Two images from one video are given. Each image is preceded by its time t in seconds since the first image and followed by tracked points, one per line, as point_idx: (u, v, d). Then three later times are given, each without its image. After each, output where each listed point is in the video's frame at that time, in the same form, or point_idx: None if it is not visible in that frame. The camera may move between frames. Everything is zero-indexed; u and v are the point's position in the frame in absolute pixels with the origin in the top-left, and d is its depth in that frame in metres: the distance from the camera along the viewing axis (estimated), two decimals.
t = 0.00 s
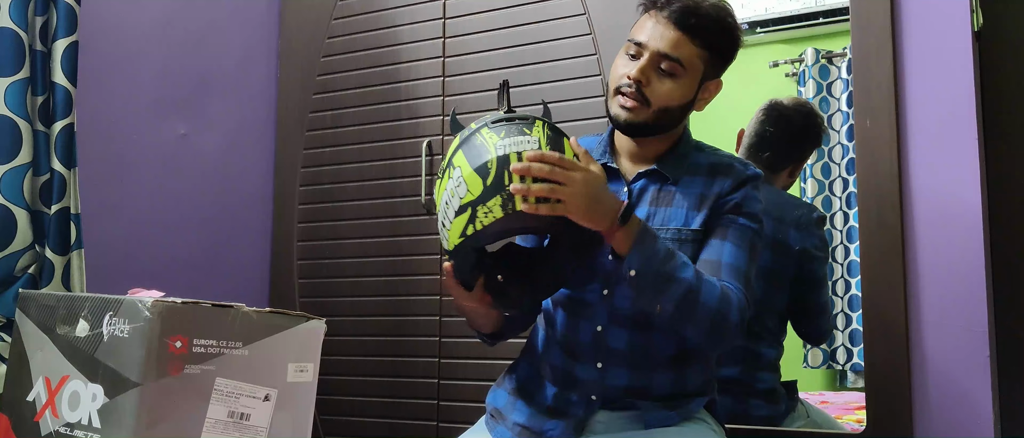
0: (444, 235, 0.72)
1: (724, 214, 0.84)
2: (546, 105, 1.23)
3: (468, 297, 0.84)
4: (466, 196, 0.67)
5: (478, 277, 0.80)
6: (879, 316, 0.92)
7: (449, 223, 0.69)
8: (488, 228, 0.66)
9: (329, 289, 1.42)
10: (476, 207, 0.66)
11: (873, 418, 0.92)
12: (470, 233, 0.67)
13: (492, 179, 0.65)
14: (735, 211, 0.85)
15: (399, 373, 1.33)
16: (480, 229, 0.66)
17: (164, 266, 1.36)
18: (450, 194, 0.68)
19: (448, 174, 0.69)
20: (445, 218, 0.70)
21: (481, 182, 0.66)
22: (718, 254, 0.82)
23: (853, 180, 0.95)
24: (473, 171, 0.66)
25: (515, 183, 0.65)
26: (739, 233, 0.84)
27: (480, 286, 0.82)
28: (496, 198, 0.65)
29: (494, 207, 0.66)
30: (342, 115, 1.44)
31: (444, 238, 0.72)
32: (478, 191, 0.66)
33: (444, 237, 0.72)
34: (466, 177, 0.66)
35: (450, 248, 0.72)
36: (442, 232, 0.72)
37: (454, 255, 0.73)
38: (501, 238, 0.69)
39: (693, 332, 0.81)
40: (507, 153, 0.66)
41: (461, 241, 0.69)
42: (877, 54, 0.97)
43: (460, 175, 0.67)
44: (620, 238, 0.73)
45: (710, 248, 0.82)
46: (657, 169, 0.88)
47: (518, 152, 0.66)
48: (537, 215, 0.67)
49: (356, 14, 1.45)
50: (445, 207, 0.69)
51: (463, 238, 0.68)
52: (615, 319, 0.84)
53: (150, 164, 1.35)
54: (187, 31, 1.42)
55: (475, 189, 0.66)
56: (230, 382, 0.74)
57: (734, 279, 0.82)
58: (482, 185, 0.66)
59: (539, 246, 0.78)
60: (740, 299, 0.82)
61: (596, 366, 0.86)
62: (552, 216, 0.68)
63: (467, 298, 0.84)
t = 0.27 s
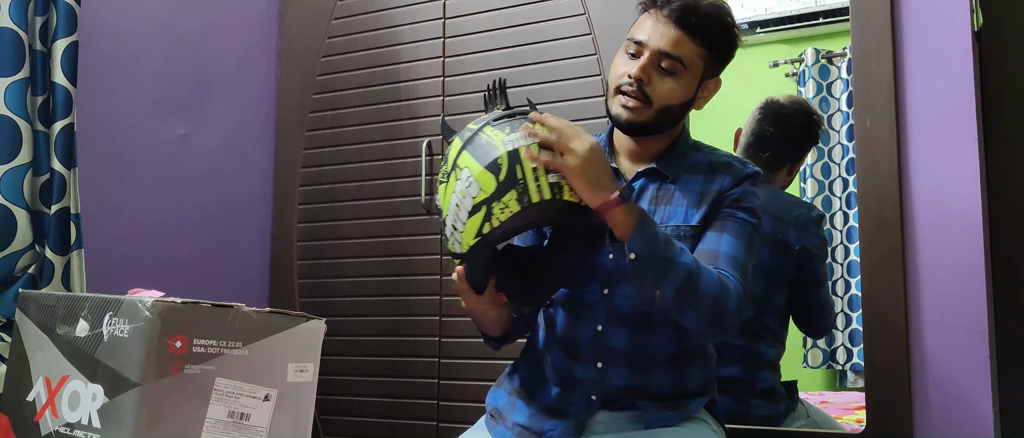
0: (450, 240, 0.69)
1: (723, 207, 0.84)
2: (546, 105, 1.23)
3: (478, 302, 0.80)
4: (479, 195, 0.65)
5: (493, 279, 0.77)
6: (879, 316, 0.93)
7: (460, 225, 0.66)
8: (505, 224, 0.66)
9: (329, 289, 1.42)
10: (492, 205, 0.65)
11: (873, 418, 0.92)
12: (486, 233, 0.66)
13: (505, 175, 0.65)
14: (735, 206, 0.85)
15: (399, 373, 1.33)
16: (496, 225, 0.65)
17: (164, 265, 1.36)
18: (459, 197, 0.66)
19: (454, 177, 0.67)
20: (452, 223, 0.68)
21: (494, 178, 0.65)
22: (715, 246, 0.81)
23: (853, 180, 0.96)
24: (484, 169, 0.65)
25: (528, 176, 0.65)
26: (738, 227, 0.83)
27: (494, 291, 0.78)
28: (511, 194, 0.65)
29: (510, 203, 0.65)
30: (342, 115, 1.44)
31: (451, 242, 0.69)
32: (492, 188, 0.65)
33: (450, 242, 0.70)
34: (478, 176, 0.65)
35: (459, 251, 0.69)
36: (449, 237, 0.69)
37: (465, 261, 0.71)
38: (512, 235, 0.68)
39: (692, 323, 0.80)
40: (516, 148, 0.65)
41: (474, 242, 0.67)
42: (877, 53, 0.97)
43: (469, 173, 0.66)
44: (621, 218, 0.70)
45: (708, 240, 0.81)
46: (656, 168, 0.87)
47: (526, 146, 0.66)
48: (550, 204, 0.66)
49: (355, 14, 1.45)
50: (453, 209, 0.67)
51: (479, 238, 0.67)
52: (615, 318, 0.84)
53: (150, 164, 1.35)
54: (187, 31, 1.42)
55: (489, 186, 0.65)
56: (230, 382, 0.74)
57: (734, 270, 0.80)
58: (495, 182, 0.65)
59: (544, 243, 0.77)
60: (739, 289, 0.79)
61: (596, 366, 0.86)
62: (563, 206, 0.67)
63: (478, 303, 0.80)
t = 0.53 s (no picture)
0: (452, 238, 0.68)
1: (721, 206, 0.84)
2: (546, 105, 1.24)
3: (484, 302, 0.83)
4: (478, 189, 0.64)
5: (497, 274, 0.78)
6: (879, 316, 0.92)
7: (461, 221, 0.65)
8: (505, 217, 0.64)
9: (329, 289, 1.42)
10: (490, 197, 0.64)
11: (873, 419, 0.92)
12: (487, 226, 0.64)
13: (503, 167, 0.64)
14: (733, 204, 0.84)
15: (399, 373, 1.33)
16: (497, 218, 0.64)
17: (164, 266, 1.36)
18: (459, 192, 0.65)
19: (452, 173, 0.66)
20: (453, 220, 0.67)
21: (492, 171, 0.64)
22: (713, 245, 0.80)
23: (853, 180, 0.96)
24: (482, 162, 0.64)
25: (526, 167, 0.64)
26: (736, 225, 0.82)
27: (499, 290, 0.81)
28: (510, 184, 0.63)
29: (510, 194, 0.63)
30: (342, 115, 1.44)
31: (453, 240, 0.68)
32: (490, 181, 0.63)
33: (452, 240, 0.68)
34: (475, 169, 0.64)
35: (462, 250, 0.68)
36: (450, 235, 0.68)
37: (467, 257, 0.70)
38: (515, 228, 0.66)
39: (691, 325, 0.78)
40: (514, 139, 0.65)
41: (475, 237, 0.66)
42: (877, 53, 0.96)
43: (467, 167, 0.65)
44: (621, 206, 0.70)
45: (706, 240, 0.80)
46: (655, 168, 0.88)
47: (523, 136, 0.65)
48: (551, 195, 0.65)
49: (355, 14, 1.45)
50: (453, 205, 0.66)
51: (480, 233, 0.65)
52: (615, 317, 0.86)
53: (150, 164, 1.35)
54: (187, 31, 1.42)
55: (487, 178, 0.63)
56: (230, 382, 0.74)
57: (733, 269, 0.78)
58: (493, 174, 0.64)
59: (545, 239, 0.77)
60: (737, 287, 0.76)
61: (596, 366, 0.86)
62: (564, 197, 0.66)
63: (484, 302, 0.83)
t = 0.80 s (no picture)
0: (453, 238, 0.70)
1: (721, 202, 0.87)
2: (547, 106, 1.24)
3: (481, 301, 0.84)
4: (482, 190, 0.66)
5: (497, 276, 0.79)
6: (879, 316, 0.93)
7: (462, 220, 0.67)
8: (506, 219, 0.66)
9: (329, 289, 1.42)
10: (494, 199, 0.66)
11: (873, 419, 0.92)
12: (488, 227, 0.67)
13: (508, 170, 0.66)
14: (730, 201, 0.88)
15: (399, 373, 1.33)
16: (499, 220, 0.66)
17: (164, 265, 1.36)
18: (463, 191, 0.67)
19: (457, 172, 0.68)
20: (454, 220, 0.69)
21: (496, 173, 0.66)
22: (714, 240, 0.84)
23: (853, 180, 0.96)
24: (487, 163, 0.66)
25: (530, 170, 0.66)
26: (734, 221, 0.86)
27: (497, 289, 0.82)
28: (514, 187, 0.66)
29: (512, 196, 0.66)
30: (342, 115, 1.44)
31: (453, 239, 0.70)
32: (495, 183, 0.66)
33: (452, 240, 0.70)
34: (481, 171, 0.66)
35: (461, 249, 0.70)
36: (451, 233, 0.70)
37: (464, 256, 0.72)
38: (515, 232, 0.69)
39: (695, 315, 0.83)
40: (519, 143, 0.67)
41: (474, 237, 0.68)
42: (877, 53, 0.96)
43: (472, 169, 0.67)
44: (627, 205, 0.75)
45: (706, 234, 0.84)
46: (651, 168, 0.90)
47: (529, 141, 0.68)
48: (552, 200, 0.68)
49: (355, 14, 1.45)
50: (457, 204, 0.68)
51: (479, 233, 0.67)
52: (615, 316, 0.86)
53: (150, 163, 1.35)
54: (187, 31, 1.42)
55: (492, 181, 0.66)
56: (230, 382, 0.74)
57: (734, 262, 0.84)
58: (498, 177, 0.66)
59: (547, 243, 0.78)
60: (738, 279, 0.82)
61: (595, 365, 0.86)
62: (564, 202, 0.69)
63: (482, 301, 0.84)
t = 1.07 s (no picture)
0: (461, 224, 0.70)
1: (715, 198, 0.84)
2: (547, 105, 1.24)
3: (487, 300, 0.85)
4: (491, 177, 0.66)
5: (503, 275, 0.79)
6: (880, 316, 0.92)
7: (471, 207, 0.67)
8: (514, 206, 0.66)
9: (329, 289, 1.42)
10: (502, 186, 0.65)
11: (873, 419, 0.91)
12: (495, 214, 0.66)
13: (517, 157, 0.66)
14: (726, 196, 0.85)
15: (399, 373, 1.33)
16: (506, 206, 0.65)
17: (164, 265, 1.36)
18: (471, 178, 0.67)
19: (467, 159, 0.68)
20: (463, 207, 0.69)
21: (506, 159, 0.66)
22: (710, 235, 0.80)
23: (853, 180, 0.96)
24: (497, 149, 0.66)
25: (541, 158, 0.66)
26: (731, 216, 0.83)
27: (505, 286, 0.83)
28: (523, 174, 0.65)
29: (521, 183, 0.65)
30: (342, 115, 1.44)
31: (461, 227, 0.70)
32: (504, 169, 0.65)
33: (461, 227, 0.70)
34: (490, 157, 0.66)
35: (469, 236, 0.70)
36: (459, 220, 0.70)
37: (472, 247, 0.71)
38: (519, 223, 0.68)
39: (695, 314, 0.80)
40: (530, 130, 0.67)
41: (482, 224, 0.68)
42: (878, 53, 0.96)
43: (482, 155, 0.67)
44: (621, 195, 0.71)
45: (703, 230, 0.81)
46: (649, 166, 0.88)
47: (539, 129, 0.67)
48: (560, 190, 0.67)
49: (355, 14, 1.45)
50: (466, 190, 0.68)
51: (488, 220, 0.67)
52: (614, 315, 0.86)
53: (150, 164, 1.35)
54: (187, 31, 1.42)
55: (501, 167, 0.65)
56: (230, 382, 0.74)
57: (732, 257, 0.79)
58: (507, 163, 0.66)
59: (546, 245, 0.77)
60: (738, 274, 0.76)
61: (595, 365, 0.86)
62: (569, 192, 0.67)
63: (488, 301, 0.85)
